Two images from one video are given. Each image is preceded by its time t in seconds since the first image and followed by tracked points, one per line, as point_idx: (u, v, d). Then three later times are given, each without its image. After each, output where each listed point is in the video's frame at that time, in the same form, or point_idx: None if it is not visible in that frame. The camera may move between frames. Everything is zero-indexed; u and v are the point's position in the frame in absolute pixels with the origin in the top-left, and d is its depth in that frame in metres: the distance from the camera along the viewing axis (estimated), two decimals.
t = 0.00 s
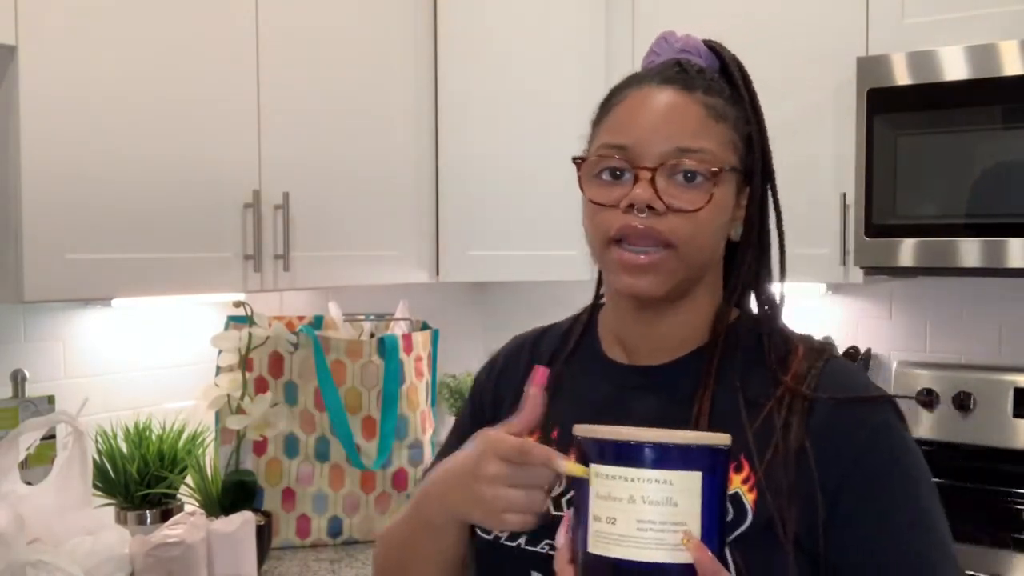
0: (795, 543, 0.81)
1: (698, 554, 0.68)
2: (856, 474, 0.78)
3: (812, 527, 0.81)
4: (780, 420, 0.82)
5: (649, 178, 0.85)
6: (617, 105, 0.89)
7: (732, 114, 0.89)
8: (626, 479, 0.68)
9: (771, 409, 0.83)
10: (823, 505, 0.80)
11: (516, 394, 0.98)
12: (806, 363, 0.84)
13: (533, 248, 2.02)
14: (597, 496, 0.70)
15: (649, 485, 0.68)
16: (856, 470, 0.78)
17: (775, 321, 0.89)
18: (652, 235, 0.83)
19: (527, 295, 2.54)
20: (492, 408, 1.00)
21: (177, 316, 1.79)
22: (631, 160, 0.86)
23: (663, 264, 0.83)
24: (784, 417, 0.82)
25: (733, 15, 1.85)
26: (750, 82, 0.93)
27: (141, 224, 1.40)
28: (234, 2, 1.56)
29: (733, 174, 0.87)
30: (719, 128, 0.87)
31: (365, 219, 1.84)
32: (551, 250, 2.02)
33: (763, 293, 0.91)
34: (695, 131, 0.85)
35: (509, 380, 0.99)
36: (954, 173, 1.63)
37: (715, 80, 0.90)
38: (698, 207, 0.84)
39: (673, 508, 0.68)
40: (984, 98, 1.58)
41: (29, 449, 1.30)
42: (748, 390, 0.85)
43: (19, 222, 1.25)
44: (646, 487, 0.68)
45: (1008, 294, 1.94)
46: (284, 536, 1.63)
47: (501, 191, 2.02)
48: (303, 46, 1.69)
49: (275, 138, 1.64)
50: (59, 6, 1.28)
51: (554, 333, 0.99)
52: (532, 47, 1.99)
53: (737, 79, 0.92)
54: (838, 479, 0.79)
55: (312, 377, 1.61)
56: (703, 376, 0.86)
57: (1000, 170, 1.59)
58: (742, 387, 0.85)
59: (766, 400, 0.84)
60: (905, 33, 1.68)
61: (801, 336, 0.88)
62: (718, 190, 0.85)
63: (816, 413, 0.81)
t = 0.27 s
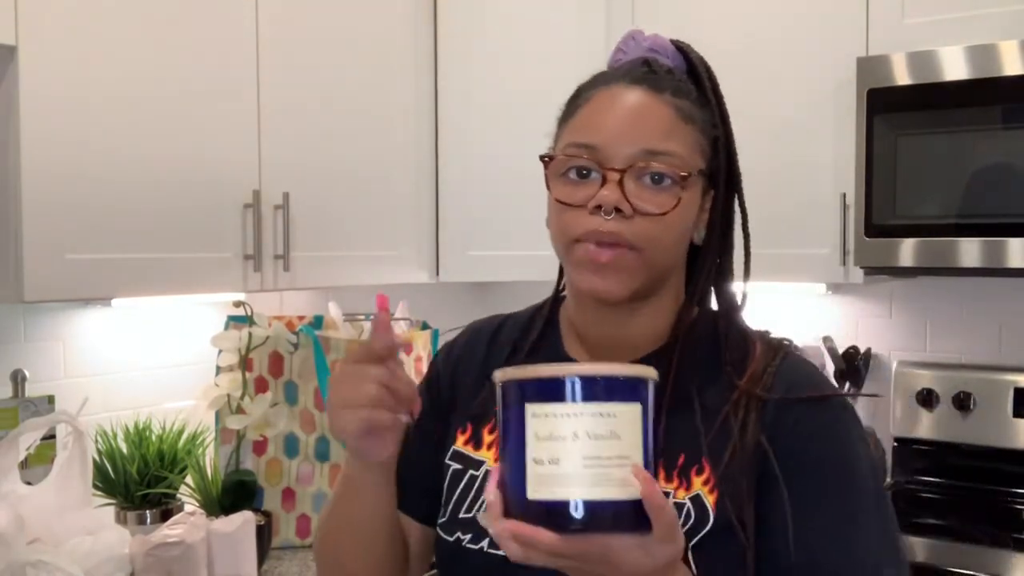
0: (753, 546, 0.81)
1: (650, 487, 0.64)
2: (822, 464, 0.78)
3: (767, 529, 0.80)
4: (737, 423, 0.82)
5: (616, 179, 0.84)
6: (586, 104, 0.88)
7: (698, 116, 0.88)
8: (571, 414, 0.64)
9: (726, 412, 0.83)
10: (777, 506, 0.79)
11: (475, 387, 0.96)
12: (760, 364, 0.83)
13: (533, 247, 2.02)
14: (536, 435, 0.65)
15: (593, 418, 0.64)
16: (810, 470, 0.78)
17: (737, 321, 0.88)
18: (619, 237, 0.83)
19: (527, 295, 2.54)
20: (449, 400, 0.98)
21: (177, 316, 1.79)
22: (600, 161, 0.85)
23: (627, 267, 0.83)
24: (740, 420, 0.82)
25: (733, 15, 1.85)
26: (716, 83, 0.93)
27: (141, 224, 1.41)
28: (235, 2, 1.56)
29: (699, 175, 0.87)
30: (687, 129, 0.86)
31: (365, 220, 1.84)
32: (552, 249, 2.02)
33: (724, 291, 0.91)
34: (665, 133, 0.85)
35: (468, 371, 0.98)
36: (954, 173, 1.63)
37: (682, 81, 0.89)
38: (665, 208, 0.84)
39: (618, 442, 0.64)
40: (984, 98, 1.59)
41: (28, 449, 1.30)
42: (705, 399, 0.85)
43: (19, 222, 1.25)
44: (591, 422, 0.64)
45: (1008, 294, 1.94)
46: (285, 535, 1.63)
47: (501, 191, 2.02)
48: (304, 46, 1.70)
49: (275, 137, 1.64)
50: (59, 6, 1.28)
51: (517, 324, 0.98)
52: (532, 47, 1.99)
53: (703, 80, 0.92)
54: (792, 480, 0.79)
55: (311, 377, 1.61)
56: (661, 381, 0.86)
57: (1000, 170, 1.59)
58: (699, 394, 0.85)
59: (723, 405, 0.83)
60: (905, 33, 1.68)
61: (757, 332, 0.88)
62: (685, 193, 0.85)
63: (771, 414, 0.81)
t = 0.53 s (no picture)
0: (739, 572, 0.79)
1: (627, 482, 0.63)
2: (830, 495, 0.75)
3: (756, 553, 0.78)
4: (733, 445, 0.81)
5: (617, 173, 0.85)
6: (591, 98, 0.89)
7: (709, 112, 0.89)
8: (541, 403, 0.62)
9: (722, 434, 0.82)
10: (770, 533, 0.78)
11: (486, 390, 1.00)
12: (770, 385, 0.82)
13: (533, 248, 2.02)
14: (502, 426, 0.62)
15: (564, 407, 0.62)
16: (806, 498, 0.76)
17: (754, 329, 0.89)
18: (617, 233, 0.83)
19: (527, 295, 2.54)
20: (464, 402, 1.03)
21: (177, 317, 1.79)
22: (601, 153, 0.86)
23: (631, 264, 0.83)
24: (741, 441, 0.81)
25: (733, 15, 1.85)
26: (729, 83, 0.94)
27: (141, 225, 1.40)
28: (235, 2, 1.56)
29: (709, 173, 0.88)
30: (694, 125, 0.87)
31: (365, 220, 1.84)
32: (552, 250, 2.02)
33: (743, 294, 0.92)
34: (669, 126, 0.85)
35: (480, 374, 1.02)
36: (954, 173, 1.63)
37: (692, 76, 0.91)
38: (669, 205, 0.84)
39: (591, 432, 0.62)
40: (983, 99, 1.59)
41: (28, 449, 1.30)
42: (706, 415, 0.84)
43: (19, 223, 1.25)
44: (561, 410, 0.62)
45: (1008, 294, 1.94)
46: (285, 536, 1.63)
47: (501, 191, 2.02)
48: (304, 46, 1.70)
49: (275, 137, 1.64)
50: (59, 6, 1.28)
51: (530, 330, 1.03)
52: (532, 46, 1.99)
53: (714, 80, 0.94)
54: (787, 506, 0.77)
55: (312, 377, 1.61)
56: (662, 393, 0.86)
57: (1000, 170, 1.60)
58: (699, 408, 0.85)
59: (723, 425, 0.83)
60: (905, 33, 1.68)
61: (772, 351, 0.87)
62: (691, 190, 0.86)
63: (773, 437, 0.80)
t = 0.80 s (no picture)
0: None
1: (598, 523, 0.61)
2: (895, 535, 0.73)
3: None
4: (784, 479, 0.78)
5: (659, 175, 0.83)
6: (635, 85, 0.88)
7: (772, 99, 0.88)
8: (505, 431, 0.61)
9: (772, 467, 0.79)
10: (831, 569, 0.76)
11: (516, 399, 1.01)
12: (830, 414, 0.79)
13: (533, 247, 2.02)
14: (468, 455, 0.62)
15: (531, 436, 0.61)
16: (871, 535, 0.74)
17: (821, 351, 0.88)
18: (659, 240, 0.81)
19: (527, 295, 2.54)
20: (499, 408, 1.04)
21: (178, 316, 1.79)
22: (642, 152, 0.85)
23: (674, 269, 0.80)
24: (794, 473, 0.78)
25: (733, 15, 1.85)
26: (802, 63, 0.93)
27: (141, 224, 1.41)
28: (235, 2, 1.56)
29: (766, 173, 0.86)
30: (752, 117, 0.86)
31: (365, 220, 1.84)
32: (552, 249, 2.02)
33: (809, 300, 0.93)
34: (721, 121, 0.84)
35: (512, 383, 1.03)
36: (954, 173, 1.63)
37: (756, 59, 0.89)
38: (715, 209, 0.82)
39: (561, 467, 0.61)
40: (982, 98, 1.59)
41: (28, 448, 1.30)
42: (759, 443, 0.82)
43: (19, 222, 1.25)
44: (528, 440, 0.61)
45: (1009, 294, 1.94)
46: (284, 536, 1.63)
47: (501, 191, 2.02)
48: (304, 46, 1.70)
49: (275, 137, 1.63)
50: (59, 6, 1.28)
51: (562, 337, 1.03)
52: (532, 46, 1.99)
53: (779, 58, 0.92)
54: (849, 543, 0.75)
55: (312, 377, 1.61)
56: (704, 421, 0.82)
57: (999, 170, 1.60)
58: (752, 437, 0.82)
59: (775, 456, 0.80)
60: (905, 33, 1.68)
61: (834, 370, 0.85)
62: (743, 191, 0.84)
63: (830, 469, 0.77)
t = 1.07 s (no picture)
0: None
1: (608, 484, 0.55)
2: (940, 566, 0.73)
3: None
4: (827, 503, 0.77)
5: (683, 163, 0.79)
6: (655, 64, 0.85)
7: (805, 77, 0.86)
8: (507, 382, 0.54)
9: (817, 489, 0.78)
10: None
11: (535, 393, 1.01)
12: (874, 434, 0.78)
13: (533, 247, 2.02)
14: (465, 411, 0.55)
15: (535, 388, 0.54)
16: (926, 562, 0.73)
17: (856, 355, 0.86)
18: (681, 233, 0.78)
19: (527, 295, 2.54)
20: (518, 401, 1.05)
21: (178, 317, 1.79)
22: (665, 139, 0.82)
23: (698, 263, 0.77)
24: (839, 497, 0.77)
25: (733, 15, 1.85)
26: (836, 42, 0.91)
27: (141, 225, 1.41)
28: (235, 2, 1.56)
29: (800, 160, 0.83)
30: (785, 96, 0.83)
31: (365, 220, 1.84)
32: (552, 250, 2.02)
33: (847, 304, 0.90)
34: (752, 105, 0.81)
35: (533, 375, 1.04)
36: (954, 173, 1.63)
37: (787, 36, 0.87)
38: (748, 200, 0.79)
39: (569, 421, 0.54)
40: (981, 99, 1.59)
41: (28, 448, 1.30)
42: (796, 466, 0.80)
43: (19, 223, 1.25)
44: (532, 393, 0.54)
45: (1009, 294, 1.94)
46: (285, 536, 1.64)
47: (501, 191, 2.02)
48: (304, 45, 1.70)
49: (275, 137, 1.63)
50: (58, 6, 1.28)
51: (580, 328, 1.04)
52: (532, 46, 1.99)
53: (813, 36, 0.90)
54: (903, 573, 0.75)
55: (311, 377, 1.61)
56: (740, 441, 0.80)
57: (999, 170, 1.60)
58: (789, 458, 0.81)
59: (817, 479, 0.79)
60: (905, 33, 1.68)
61: (874, 382, 0.83)
62: (778, 179, 0.81)
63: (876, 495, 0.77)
